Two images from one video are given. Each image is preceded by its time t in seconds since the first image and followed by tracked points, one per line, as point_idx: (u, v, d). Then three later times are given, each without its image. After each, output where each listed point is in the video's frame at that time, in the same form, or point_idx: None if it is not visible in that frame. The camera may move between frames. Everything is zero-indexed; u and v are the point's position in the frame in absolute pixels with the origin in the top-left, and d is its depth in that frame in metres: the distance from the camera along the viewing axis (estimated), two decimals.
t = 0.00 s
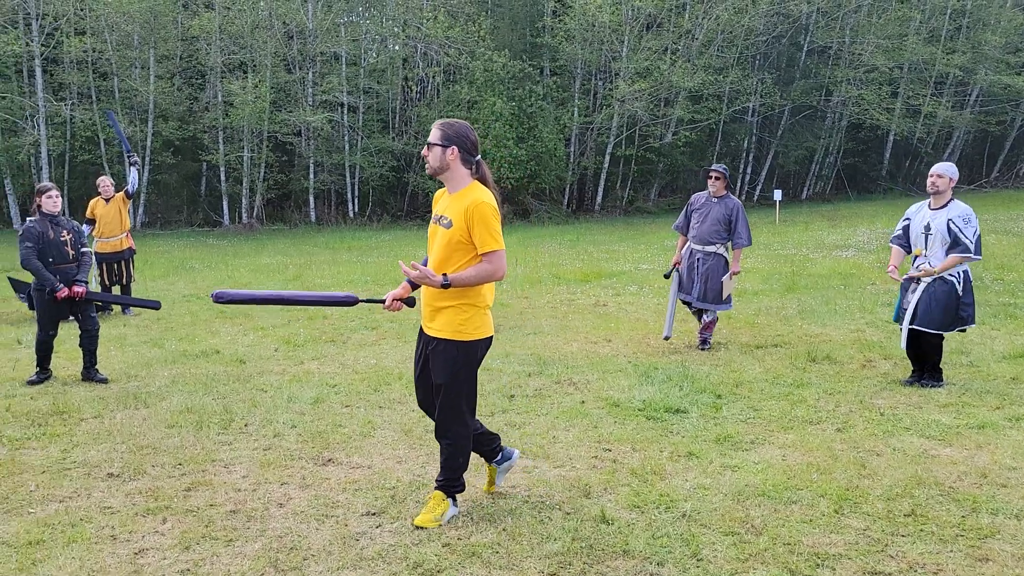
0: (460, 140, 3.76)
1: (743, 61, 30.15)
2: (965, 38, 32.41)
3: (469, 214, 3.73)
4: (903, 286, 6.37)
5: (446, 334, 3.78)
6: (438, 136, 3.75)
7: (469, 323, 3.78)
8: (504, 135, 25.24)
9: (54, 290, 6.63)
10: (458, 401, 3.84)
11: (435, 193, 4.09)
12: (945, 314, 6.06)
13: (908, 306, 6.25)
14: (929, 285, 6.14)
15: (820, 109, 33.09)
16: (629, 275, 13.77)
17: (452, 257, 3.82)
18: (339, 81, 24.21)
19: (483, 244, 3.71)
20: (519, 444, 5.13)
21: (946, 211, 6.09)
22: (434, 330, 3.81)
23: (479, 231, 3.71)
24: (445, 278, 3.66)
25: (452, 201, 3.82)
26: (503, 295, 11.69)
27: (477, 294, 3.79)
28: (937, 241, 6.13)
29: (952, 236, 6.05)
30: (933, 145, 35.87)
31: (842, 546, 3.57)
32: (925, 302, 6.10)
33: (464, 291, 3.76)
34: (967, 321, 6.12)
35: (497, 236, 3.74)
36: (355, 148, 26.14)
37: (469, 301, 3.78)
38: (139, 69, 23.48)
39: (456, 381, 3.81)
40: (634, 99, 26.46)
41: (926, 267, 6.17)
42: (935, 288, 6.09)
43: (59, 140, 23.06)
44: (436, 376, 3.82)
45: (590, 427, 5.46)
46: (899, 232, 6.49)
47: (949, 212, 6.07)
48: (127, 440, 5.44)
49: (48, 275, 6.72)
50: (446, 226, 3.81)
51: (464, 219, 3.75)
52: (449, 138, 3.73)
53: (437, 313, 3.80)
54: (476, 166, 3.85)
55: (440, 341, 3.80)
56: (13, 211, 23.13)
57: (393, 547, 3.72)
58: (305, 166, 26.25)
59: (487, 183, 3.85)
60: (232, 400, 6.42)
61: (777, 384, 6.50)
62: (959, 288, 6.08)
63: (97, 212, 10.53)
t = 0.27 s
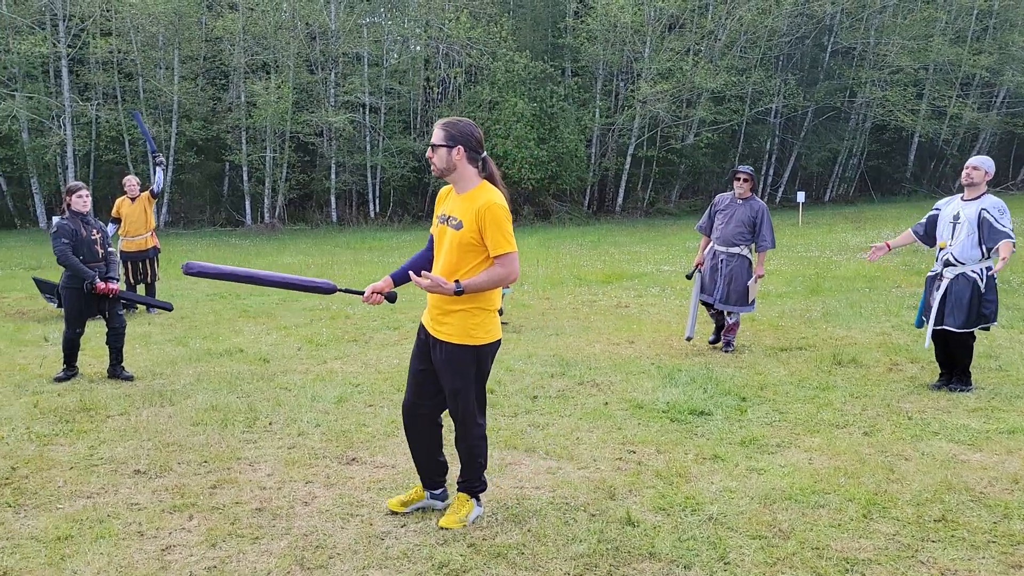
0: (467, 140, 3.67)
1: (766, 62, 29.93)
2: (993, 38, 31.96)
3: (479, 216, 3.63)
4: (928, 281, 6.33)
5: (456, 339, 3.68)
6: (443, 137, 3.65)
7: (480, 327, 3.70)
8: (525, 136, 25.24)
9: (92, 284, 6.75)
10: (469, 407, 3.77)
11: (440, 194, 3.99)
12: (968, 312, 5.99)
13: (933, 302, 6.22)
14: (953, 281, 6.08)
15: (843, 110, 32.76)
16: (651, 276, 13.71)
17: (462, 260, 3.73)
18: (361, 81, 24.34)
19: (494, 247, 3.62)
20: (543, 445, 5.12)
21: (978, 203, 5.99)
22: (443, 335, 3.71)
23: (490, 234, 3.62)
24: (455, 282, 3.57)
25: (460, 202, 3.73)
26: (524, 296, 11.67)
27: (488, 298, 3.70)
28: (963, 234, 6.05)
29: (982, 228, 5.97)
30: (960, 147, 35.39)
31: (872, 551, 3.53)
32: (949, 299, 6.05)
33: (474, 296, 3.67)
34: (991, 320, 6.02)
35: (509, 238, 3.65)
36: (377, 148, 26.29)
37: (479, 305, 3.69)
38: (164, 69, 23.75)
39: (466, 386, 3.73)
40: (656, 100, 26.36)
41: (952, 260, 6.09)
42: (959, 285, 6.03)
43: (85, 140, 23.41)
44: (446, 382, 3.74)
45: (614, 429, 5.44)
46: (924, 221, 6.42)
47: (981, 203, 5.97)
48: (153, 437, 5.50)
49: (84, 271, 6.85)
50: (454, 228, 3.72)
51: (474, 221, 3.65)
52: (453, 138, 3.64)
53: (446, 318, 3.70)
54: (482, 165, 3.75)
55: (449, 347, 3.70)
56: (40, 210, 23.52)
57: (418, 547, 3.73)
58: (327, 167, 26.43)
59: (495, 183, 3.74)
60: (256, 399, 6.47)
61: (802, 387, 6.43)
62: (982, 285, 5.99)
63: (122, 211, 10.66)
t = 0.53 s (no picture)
0: (486, 141, 3.62)
1: (814, 60, 29.36)
2: None
3: (503, 218, 3.60)
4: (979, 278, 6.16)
5: (484, 341, 3.67)
6: (463, 138, 3.60)
7: (506, 327, 3.70)
8: (567, 134, 25.16)
9: (138, 280, 6.93)
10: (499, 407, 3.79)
11: (455, 194, 3.94)
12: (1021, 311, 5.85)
13: (985, 302, 6.06)
14: (1005, 280, 5.92)
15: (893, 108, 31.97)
16: (694, 275, 13.56)
17: (484, 261, 3.70)
18: (405, 79, 24.52)
19: (519, 248, 3.60)
20: (586, 444, 5.10)
21: None
22: (469, 338, 3.69)
23: (514, 235, 3.59)
24: (481, 285, 3.55)
25: (481, 203, 3.69)
26: (566, 294, 11.65)
27: (511, 299, 3.70)
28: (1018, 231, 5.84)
29: None
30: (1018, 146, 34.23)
31: (923, 558, 3.45)
32: (1001, 300, 5.90)
33: (499, 297, 3.66)
34: None
35: (533, 239, 3.63)
36: (419, 146, 26.48)
37: (505, 306, 3.68)
38: (212, 68, 24.26)
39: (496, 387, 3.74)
40: (701, 98, 26.07)
41: (1004, 258, 5.91)
42: (1012, 286, 5.87)
43: (136, 137, 24.05)
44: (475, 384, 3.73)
45: (658, 429, 5.40)
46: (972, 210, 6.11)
47: None
48: (202, 429, 5.63)
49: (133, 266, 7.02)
50: (476, 229, 3.68)
51: (498, 223, 3.62)
52: (472, 139, 3.59)
53: (472, 320, 3.68)
54: (501, 165, 3.71)
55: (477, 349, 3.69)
56: (91, 204, 24.27)
57: (462, 543, 3.77)
58: (370, 165, 26.71)
59: (514, 183, 3.72)
60: (302, 393, 6.59)
61: (850, 389, 6.29)
62: None
63: (171, 207, 10.93)
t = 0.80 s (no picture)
0: (518, 134, 3.58)
1: (898, 52, 28.18)
2: None
3: (534, 213, 3.55)
4: None
5: (520, 340, 3.60)
6: (494, 132, 3.56)
7: (540, 326, 3.63)
8: (639, 131, 24.80)
9: (216, 279, 7.20)
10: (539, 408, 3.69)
11: (487, 191, 3.91)
12: None
13: None
14: None
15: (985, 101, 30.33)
16: (770, 275, 13.18)
17: (514, 257, 3.65)
18: (477, 78, 24.64)
19: (549, 244, 3.54)
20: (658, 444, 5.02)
21: None
22: (504, 338, 3.62)
23: (544, 230, 3.53)
24: (508, 280, 3.50)
25: (511, 198, 3.64)
26: (637, 293, 11.51)
27: (542, 296, 3.63)
28: None
29: None
30: None
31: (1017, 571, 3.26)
32: None
33: (529, 294, 3.60)
34: None
35: (563, 234, 3.56)
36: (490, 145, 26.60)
37: (537, 304, 3.62)
38: (289, 69, 24.97)
39: (535, 388, 3.65)
40: (777, 93, 25.31)
41: None
42: None
43: (217, 137, 24.99)
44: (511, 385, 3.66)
45: (732, 431, 5.26)
46: None
47: None
48: (279, 423, 5.80)
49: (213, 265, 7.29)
50: (507, 225, 3.63)
51: (528, 218, 3.57)
52: (504, 132, 3.54)
53: (505, 318, 3.62)
54: (532, 160, 3.67)
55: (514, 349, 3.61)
56: (174, 202, 25.37)
57: (533, 540, 3.76)
58: (442, 163, 27.04)
59: (545, 178, 3.67)
60: (375, 389, 6.71)
61: (936, 394, 5.99)
62: None
63: (251, 206, 11.30)
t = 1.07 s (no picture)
0: (569, 132, 3.48)
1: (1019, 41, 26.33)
2: None
3: (584, 211, 3.44)
4: None
5: (569, 340, 3.51)
6: (544, 131, 3.49)
7: (592, 330, 3.51)
8: (735, 129, 24.15)
9: (322, 276, 7.43)
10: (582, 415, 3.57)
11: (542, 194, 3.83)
12: None
13: None
14: None
15: None
16: (874, 276, 12.55)
17: (567, 257, 3.55)
18: (570, 78, 24.51)
19: (599, 242, 3.41)
20: (756, 449, 4.85)
21: None
22: (554, 336, 3.55)
23: (594, 228, 3.41)
24: (558, 278, 3.40)
25: (564, 198, 3.55)
26: (732, 294, 11.18)
27: (595, 295, 3.50)
28: None
29: None
30: None
31: None
32: None
33: (581, 293, 3.49)
34: None
35: (614, 232, 3.44)
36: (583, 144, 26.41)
37: (589, 305, 3.50)
38: (385, 72, 25.62)
39: (581, 393, 3.54)
40: (883, 87, 24.06)
41: None
42: None
43: (316, 140, 25.91)
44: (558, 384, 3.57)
45: (834, 438, 5.02)
46: None
47: None
48: (375, 419, 5.94)
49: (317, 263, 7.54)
50: (560, 225, 3.54)
51: (579, 216, 3.46)
52: (554, 131, 3.46)
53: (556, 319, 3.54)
54: (586, 160, 3.58)
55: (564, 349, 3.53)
56: (275, 203, 26.49)
57: (627, 543, 3.70)
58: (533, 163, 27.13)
59: (598, 176, 3.56)
60: (468, 387, 6.78)
61: None
62: None
63: (348, 207, 11.64)
